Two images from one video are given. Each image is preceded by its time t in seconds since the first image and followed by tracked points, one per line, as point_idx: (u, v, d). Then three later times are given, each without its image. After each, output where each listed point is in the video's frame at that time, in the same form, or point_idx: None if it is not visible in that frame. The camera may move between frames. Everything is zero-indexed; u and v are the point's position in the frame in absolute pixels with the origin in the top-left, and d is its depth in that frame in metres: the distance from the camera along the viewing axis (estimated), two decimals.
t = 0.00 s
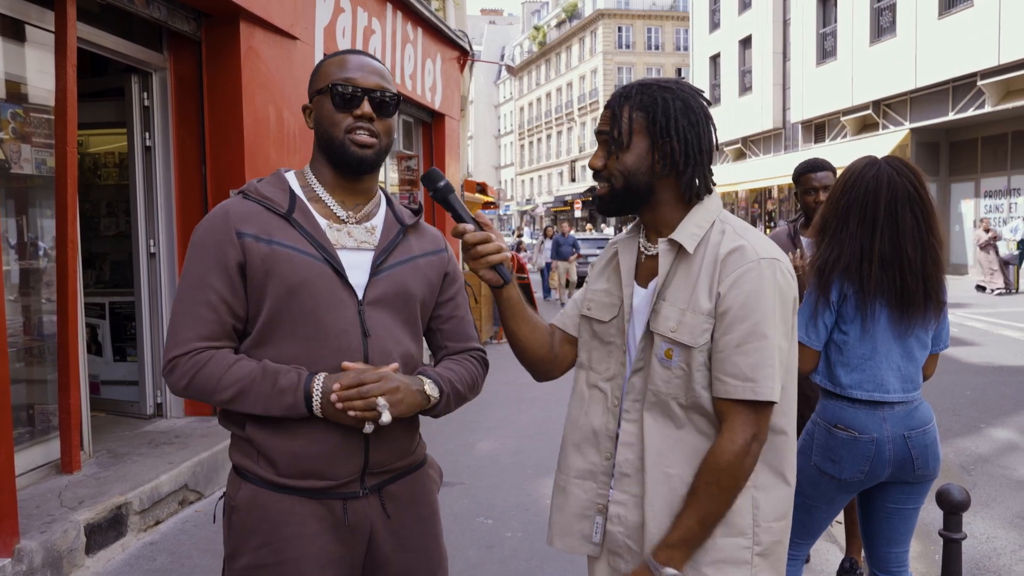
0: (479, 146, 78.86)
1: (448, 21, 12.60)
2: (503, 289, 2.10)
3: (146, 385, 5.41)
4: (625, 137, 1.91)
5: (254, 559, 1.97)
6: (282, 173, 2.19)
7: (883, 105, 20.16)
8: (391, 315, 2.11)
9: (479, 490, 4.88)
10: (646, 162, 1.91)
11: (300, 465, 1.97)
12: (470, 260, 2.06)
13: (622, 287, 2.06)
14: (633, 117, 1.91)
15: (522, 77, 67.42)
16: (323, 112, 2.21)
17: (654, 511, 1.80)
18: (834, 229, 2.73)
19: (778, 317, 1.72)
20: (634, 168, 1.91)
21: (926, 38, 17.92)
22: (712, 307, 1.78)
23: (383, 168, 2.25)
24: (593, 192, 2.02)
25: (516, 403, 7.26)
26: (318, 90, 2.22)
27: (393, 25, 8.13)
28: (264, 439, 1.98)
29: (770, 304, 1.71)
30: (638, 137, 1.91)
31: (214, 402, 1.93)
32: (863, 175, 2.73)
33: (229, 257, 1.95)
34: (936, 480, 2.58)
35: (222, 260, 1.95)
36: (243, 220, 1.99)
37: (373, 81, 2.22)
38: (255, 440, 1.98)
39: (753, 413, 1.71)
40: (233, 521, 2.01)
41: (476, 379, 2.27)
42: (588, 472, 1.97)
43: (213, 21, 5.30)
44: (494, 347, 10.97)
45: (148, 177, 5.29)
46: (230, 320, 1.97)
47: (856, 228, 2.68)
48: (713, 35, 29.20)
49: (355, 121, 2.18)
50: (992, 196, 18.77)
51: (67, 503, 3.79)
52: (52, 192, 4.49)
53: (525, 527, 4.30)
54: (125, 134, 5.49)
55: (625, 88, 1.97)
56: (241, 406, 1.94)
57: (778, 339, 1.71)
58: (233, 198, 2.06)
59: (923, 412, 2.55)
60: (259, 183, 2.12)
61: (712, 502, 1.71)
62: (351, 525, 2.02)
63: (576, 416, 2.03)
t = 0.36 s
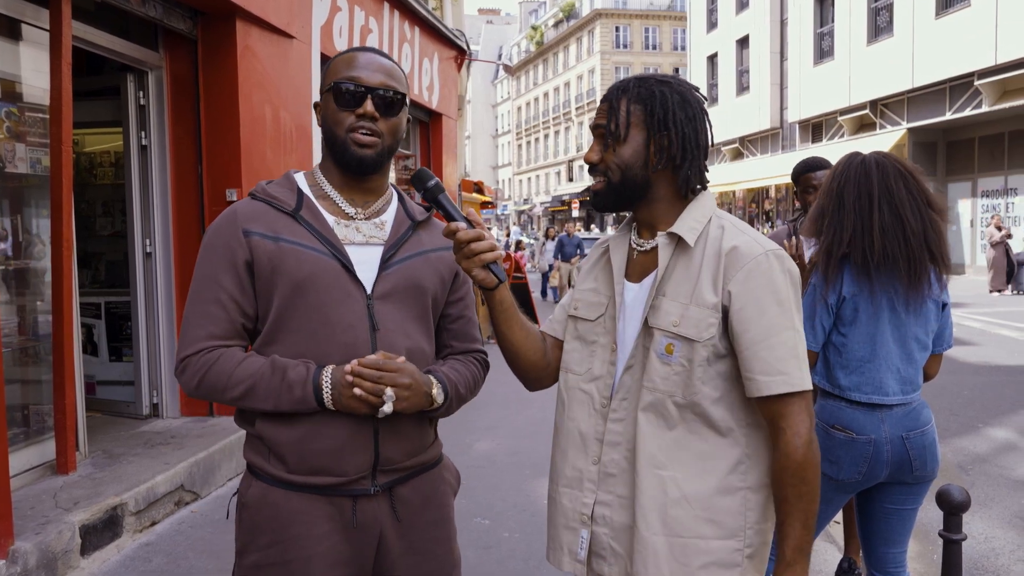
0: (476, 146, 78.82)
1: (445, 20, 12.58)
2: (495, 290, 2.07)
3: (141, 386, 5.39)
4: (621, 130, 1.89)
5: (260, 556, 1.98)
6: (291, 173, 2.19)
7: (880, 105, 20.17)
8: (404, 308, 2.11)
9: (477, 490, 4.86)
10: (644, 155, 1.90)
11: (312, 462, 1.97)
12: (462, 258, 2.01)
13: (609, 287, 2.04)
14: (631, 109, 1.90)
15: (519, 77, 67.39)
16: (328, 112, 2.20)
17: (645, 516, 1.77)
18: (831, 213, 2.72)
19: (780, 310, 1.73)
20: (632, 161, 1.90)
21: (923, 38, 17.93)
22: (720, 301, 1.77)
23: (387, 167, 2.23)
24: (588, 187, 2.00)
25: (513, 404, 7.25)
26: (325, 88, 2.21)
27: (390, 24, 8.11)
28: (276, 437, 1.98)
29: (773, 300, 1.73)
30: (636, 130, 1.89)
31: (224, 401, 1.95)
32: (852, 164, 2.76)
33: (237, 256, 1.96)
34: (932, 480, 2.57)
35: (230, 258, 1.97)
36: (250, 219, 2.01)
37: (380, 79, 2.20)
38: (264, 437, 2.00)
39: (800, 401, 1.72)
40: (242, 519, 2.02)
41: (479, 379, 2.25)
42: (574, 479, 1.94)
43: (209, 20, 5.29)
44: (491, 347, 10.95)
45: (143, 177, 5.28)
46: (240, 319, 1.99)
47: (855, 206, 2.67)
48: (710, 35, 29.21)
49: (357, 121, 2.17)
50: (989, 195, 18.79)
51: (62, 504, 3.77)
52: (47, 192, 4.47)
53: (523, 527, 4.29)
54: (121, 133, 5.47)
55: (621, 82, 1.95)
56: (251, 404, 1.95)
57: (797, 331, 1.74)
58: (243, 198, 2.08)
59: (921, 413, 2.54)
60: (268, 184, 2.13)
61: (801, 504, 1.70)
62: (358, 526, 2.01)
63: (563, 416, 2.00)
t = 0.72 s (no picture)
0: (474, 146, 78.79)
1: (443, 20, 12.55)
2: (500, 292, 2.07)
3: (139, 386, 5.38)
4: (625, 133, 1.90)
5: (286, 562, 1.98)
6: (303, 174, 2.21)
7: (877, 105, 20.19)
8: (420, 308, 2.16)
9: (476, 490, 4.87)
10: (648, 156, 1.90)
11: (338, 461, 1.99)
12: (465, 261, 2.02)
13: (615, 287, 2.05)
14: (634, 111, 1.90)
15: (517, 77, 67.36)
16: (341, 117, 2.21)
17: (645, 521, 1.78)
18: (827, 220, 2.74)
19: (785, 314, 1.73)
20: (637, 163, 1.90)
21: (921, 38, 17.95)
22: (725, 304, 1.77)
23: (398, 173, 2.26)
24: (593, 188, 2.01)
25: (512, 403, 7.25)
26: (339, 93, 2.22)
27: (388, 24, 8.11)
28: (303, 438, 1.99)
29: (779, 303, 1.73)
30: (640, 131, 1.90)
31: (252, 404, 1.94)
32: (853, 167, 2.76)
33: (260, 255, 1.96)
34: (930, 480, 2.58)
35: (253, 258, 1.96)
36: (271, 218, 2.01)
37: (393, 88, 2.22)
38: (290, 438, 2.00)
39: (800, 409, 1.73)
40: (265, 523, 2.02)
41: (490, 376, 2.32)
42: (576, 481, 1.96)
43: (207, 20, 5.28)
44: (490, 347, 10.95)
45: (142, 176, 5.28)
46: (262, 319, 1.98)
47: (851, 216, 2.68)
48: (708, 35, 29.21)
49: (370, 129, 2.19)
50: (986, 195, 18.82)
51: (60, 504, 3.77)
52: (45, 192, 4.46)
53: (521, 527, 4.30)
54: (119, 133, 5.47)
55: (624, 84, 1.95)
56: (280, 405, 1.95)
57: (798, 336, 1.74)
58: (259, 198, 2.07)
59: (919, 412, 2.56)
60: (281, 183, 2.14)
61: (787, 510, 1.71)
62: (385, 524, 2.05)
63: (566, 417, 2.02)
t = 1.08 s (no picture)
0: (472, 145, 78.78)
1: (440, 20, 12.55)
2: (506, 296, 2.09)
3: (138, 386, 5.38)
4: (628, 133, 1.91)
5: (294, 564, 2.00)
6: (311, 176, 2.21)
7: (874, 105, 20.23)
8: (429, 308, 2.20)
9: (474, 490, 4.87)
10: (651, 156, 1.91)
11: (355, 460, 2.02)
12: (470, 265, 2.06)
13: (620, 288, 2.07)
14: (635, 112, 1.91)
15: (514, 77, 67.37)
16: (352, 120, 2.23)
17: (641, 524, 1.79)
18: (827, 230, 2.74)
19: (781, 319, 1.71)
20: (639, 164, 1.91)
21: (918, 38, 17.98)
22: (720, 308, 1.78)
23: (406, 177, 2.27)
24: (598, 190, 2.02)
25: (510, 404, 7.26)
26: (349, 96, 2.24)
27: (386, 24, 8.12)
28: (320, 440, 2.01)
29: (772, 308, 1.71)
30: (643, 131, 1.91)
31: (271, 406, 1.95)
32: (858, 175, 2.75)
33: (276, 257, 1.97)
34: (927, 480, 2.60)
35: (269, 260, 1.97)
36: (284, 220, 2.02)
37: (403, 92, 2.23)
38: (306, 439, 2.01)
39: (776, 418, 1.72)
40: (281, 524, 2.03)
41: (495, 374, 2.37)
42: (579, 482, 1.98)
43: (205, 20, 5.28)
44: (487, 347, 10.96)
45: (140, 177, 5.28)
46: (279, 321, 1.99)
47: (853, 226, 2.69)
48: (706, 35, 29.25)
49: (381, 132, 2.20)
50: (983, 196, 18.87)
51: (59, 505, 3.77)
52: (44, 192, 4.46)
53: (520, 527, 4.31)
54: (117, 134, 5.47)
55: (625, 85, 1.96)
56: (301, 408, 1.96)
57: (794, 341, 1.72)
58: (269, 199, 2.07)
59: (916, 413, 2.57)
60: (291, 185, 2.14)
61: (750, 519, 1.71)
62: (401, 523, 2.08)
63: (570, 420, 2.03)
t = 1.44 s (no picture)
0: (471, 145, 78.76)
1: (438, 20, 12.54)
2: (507, 294, 2.09)
3: (136, 385, 5.37)
4: (632, 131, 1.91)
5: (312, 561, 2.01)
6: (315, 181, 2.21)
7: (872, 105, 20.25)
8: (438, 308, 2.20)
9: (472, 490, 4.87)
10: (655, 155, 1.91)
11: (369, 457, 2.02)
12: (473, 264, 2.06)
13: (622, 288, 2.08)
14: (641, 110, 1.92)
15: (513, 76, 67.35)
16: (353, 126, 2.22)
17: (638, 523, 1.80)
18: (819, 225, 2.77)
19: (779, 321, 1.71)
20: (644, 162, 1.92)
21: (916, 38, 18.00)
22: (717, 308, 1.78)
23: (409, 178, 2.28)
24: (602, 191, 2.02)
25: (509, 403, 7.26)
26: (348, 103, 2.23)
27: (384, 24, 8.11)
28: (337, 440, 2.01)
29: (769, 311, 1.72)
30: (648, 129, 1.91)
31: (289, 409, 1.96)
32: (845, 171, 2.78)
33: (287, 262, 1.97)
34: (922, 479, 2.60)
35: (281, 265, 1.97)
36: (293, 225, 2.02)
37: (402, 94, 2.23)
38: (322, 438, 2.02)
39: (771, 422, 1.73)
40: (293, 523, 2.04)
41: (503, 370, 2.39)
42: (579, 480, 1.98)
43: (204, 19, 5.28)
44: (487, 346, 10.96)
45: (139, 177, 5.28)
46: (292, 325, 2.00)
47: (843, 220, 2.71)
48: (704, 35, 29.25)
49: (384, 135, 2.20)
50: (981, 195, 18.89)
51: (57, 504, 3.77)
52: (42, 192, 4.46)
53: (518, 527, 4.30)
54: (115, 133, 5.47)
55: (630, 83, 1.96)
56: (318, 410, 1.97)
57: (791, 343, 1.72)
58: (277, 205, 2.07)
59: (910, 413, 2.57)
60: (297, 191, 2.14)
61: (744, 520, 1.71)
62: (416, 522, 2.08)
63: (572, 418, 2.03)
